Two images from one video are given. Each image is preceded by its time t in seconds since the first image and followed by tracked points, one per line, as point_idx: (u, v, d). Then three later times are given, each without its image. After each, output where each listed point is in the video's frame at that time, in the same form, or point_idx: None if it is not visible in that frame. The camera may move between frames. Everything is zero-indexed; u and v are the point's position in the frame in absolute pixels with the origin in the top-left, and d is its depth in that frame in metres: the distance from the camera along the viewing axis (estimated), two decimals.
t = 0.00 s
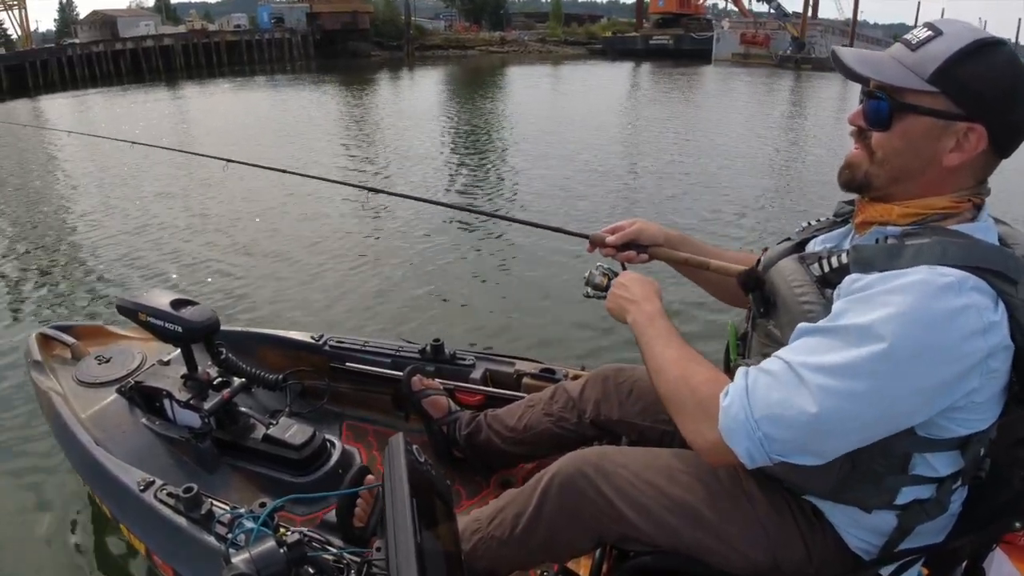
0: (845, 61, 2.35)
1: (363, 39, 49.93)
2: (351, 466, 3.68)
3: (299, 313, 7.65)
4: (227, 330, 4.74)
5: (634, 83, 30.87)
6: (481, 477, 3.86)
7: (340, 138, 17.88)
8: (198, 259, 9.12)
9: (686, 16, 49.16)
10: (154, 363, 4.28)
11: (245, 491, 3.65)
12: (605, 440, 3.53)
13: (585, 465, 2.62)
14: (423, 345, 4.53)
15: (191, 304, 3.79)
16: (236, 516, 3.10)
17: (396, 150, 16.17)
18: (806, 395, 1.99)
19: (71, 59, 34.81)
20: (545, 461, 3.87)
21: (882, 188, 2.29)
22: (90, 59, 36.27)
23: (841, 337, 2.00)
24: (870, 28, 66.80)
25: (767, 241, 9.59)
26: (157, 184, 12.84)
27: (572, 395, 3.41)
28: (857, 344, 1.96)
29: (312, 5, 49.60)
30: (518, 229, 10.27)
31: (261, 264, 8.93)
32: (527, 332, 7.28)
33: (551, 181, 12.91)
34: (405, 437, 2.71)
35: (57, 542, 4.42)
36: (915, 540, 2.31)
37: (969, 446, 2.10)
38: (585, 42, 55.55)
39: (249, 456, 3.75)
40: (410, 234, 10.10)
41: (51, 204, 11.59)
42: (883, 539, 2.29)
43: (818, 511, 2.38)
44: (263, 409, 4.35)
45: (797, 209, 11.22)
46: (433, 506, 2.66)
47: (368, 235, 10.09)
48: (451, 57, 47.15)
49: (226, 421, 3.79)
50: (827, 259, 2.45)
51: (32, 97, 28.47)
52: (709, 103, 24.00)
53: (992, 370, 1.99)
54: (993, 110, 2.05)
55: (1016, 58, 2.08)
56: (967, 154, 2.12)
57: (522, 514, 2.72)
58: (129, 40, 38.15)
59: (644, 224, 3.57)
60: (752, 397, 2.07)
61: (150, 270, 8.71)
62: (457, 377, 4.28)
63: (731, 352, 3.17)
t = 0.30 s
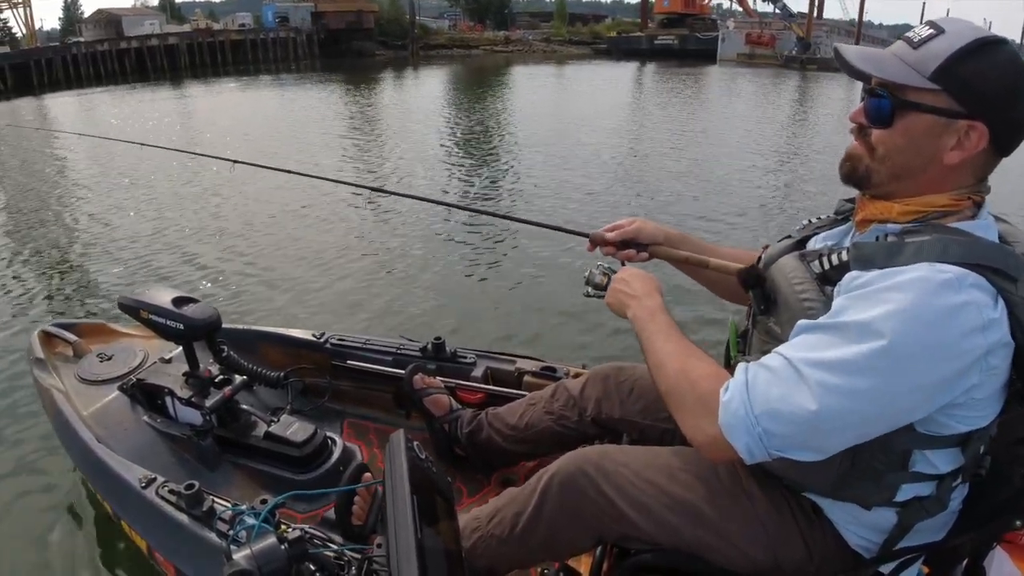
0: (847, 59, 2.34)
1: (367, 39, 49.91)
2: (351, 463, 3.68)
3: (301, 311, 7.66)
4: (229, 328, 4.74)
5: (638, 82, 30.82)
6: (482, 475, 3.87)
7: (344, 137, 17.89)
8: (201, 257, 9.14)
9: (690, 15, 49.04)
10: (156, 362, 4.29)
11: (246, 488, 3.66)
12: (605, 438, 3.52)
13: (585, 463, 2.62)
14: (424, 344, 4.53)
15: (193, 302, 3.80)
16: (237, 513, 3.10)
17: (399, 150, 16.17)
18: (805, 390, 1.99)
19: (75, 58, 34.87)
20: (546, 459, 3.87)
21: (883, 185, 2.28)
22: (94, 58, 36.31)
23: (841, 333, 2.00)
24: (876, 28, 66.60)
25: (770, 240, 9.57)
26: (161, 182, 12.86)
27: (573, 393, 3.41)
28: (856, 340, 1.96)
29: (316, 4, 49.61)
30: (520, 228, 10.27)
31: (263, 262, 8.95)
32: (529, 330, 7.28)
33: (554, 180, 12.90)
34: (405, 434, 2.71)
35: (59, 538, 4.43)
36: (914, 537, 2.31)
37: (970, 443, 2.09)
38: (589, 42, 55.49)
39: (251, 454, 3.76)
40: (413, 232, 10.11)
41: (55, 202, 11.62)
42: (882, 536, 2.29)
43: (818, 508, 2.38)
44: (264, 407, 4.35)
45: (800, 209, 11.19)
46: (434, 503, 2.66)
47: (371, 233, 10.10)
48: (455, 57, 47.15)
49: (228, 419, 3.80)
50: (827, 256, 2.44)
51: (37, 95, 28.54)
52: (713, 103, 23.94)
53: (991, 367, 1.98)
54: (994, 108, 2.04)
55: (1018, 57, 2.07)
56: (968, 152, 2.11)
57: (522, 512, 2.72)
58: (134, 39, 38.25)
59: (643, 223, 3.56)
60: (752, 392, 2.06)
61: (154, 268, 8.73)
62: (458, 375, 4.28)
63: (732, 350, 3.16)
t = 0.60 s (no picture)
0: (847, 59, 2.33)
1: (371, 38, 49.95)
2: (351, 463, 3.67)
3: (302, 310, 7.66)
4: (230, 327, 4.75)
5: (642, 82, 30.81)
6: (483, 475, 3.86)
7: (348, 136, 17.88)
8: (203, 256, 9.14)
9: (694, 15, 49.03)
10: (156, 361, 4.29)
11: (246, 488, 3.66)
12: (606, 438, 3.52)
13: (586, 466, 2.61)
14: (424, 343, 4.53)
15: (193, 301, 3.80)
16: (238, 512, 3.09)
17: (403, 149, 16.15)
18: (799, 380, 1.98)
19: (79, 55, 34.92)
20: (546, 460, 3.86)
21: (882, 187, 2.28)
22: (98, 56, 36.43)
23: (837, 327, 1.99)
24: (880, 29, 66.36)
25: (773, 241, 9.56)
26: (165, 181, 12.88)
27: (573, 393, 3.40)
28: (853, 333, 1.95)
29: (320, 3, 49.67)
30: (522, 228, 10.27)
31: (265, 261, 8.97)
32: (531, 330, 7.28)
33: (556, 180, 12.90)
34: (406, 434, 2.70)
35: (60, 536, 4.45)
36: (914, 539, 2.30)
37: (969, 443, 2.07)
38: (592, 42, 55.53)
39: (250, 453, 3.76)
40: (415, 232, 10.11)
41: (59, 201, 11.63)
42: (883, 537, 2.29)
43: (819, 508, 2.38)
44: (265, 406, 4.35)
45: (802, 210, 11.17)
46: (434, 504, 2.65)
47: (373, 232, 10.10)
48: (459, 57, 47.22)
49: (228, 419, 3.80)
50: (825, 258, 2.44)
51: (41, 93, 28.59)
52: (716, 103, 23.91)
53: (990, 366, 1.97)
54: (994, 109, 2.03)
55: (1017, 58, 2.05)
56: (967, 153, 2.11)
57: (522, 514, 2.71)
58: (138, 37, 38.40)
59: (671, 207, 3.60)
60: (746, 381, 2.05)
61: (156, 267, 8.74)
62: (458, 375, 4.28)
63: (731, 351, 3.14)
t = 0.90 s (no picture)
0: (842, 61, 2.32)
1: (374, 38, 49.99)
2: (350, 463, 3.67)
3: (303, 310, 7.65)
4: (230, 327, 4.75)
5: (645, 83, 30.81)
6: (482, 476, 3.85)
7: (350, 136, 17.89)
8: (205, 255, 9.15)
9: (697, 15, 49.02)
10: (156, 360, 4.29)
11: (247, 488, 3.66)
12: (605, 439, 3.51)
13: (585, 468, 2.61)
14: (424, 344, 4.53)
15: (193, 301, 3.80)
16: (238, 512, 3.09)
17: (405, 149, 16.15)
18: (804, 398, 1.98)
19: (82, 54, 34.98)
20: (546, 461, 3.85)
21: (879, 191, 2.27)
22: (102, 55, 36.53)
23: (839, 341, 1.98)
24: (884, 29, 66.10)
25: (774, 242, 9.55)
26: (167, 179, 12.89)
27: (573, 394, 3.39)
28: (854, 347, 1.94)
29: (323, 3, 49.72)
30: (523, 228, 10.26)
31: (266, 260, 8.97)
32: (532, 331, 7.28)
33: (557, 180, 12.89)
34: (406, 435, 2.69)
35: (58, 534, 4.44)
36: (916, 541, 2.30)
37: (969, 446, 2.07)
38: (595, 42, 55.56)
39: (250, 453, 3.76)
40: (417, 232, 10.11)
41: (61, 200, 11.63)
42: (883, 539, 2.28)
43: (819, 510, 2.38)
44: (265, 407, 4.35)
45: (804, 211, 11.15)
46: (434, 506, 2.64)
47: (375, 232, 10.10)
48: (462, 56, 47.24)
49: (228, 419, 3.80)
50: (823, 261, 2.44)
51: (45, 92, 28.64)
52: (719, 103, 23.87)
53: (989, 370, 1.96)
54: (992, 111, 2.02)
55: (1012, 61, 2.05)
56: (964, 156, 2.10)
57: (523, 516, 2.71)
58: (141, 36, 38.49)
59: (669, 208, 3.58)
60: (752, 399, 2.05)
61: (158, 266, 8.75)
62: (458, 376, 4.28)
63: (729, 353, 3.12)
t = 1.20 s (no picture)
0: (848, 61, 2.32)
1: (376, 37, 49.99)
2: (349, 462, 3.67)
3: (304, 309, 7.66)
4: (230, 327, 4.74)
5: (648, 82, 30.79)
6: (482, 476, 3.85)
7: (352, 135, 17.87)
8: (206, 254, 9.15)
9: (700, 15, 49.02)
10: (155, 360, 4.29)
11: (246, 487, 3.66)
12: (605, 439, 3.51)
13: (585, 468, 2.61)
14: (424, 344, 4.53)
15: (193, 301, 3.80)
16: (238, 512, 3.08)
17: (407, 148, 16.13)
18: (800, 388, 1.97)
19: (85, 53, 35.01)
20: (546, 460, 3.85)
21: (882, 192, 2.26)
22: (104, 54, 36.60)
23: (837, 333, 1.98)
24: (888, 30, 65.88)
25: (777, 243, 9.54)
26: (168, 179, 12.89)
27: (572, 394, 3.39)
28: (852, 339, 1.94)
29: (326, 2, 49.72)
30: (525, 228, 10.25)
31: (267, 259, 8.97)
32: (533, 331, 7.28)
33: (558, 180, 12.88)
34: (405, 434, 2.69)
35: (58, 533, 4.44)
36: (914, 541, 2.29)
37: (969, 445, 2.06)
38: (598, 42, 55.54)
39: (249, 453, 3.76)
40: (418, 231, 10.11)
41: (62, 198, 11.64)
42: (882, 538, 2.28)
43: (818, 509, 2.37)
44: (264, 406, 4.35)
45: (806, 212, 11.12)
46: (433, 505, 2.64)
47: (376, 232, 10.10)
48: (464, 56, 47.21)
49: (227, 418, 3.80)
50: (822, 260, 2.44)
51: (48, 91, 28.67)
52: (721, 103, 23.83)
53: (988, 368, 1.95)
54: (996, 112, 2.03)
55: (1016, 61, 2.06)
56: (970, 156, 2.10)
57: (522, 516, 2.70)
58: (143, 35, 38.53)
59: (680, 207, 3.58)
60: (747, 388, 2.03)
61: (159, 265, 8.74)
62: (457, 375, 4.28)
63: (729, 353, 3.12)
